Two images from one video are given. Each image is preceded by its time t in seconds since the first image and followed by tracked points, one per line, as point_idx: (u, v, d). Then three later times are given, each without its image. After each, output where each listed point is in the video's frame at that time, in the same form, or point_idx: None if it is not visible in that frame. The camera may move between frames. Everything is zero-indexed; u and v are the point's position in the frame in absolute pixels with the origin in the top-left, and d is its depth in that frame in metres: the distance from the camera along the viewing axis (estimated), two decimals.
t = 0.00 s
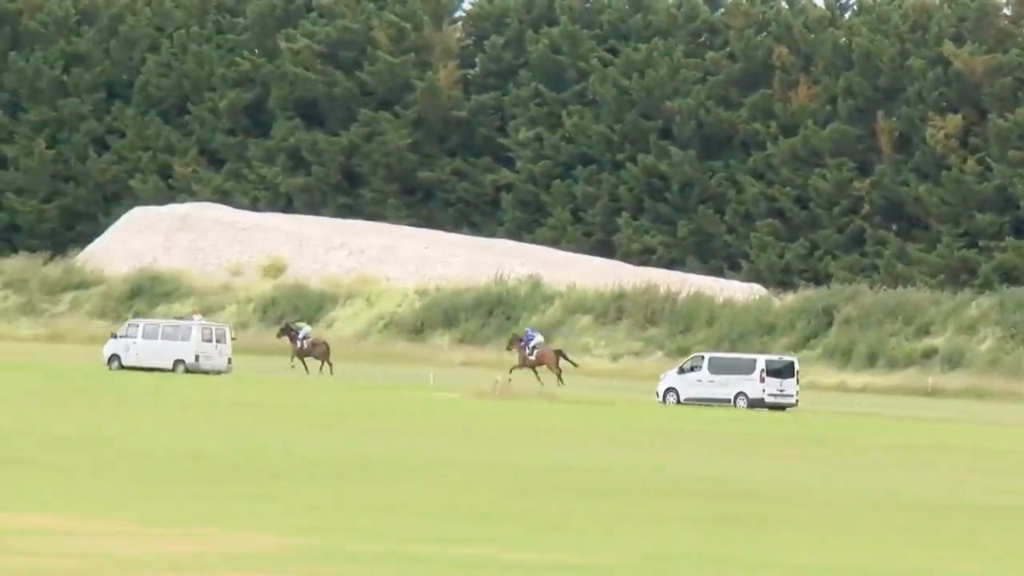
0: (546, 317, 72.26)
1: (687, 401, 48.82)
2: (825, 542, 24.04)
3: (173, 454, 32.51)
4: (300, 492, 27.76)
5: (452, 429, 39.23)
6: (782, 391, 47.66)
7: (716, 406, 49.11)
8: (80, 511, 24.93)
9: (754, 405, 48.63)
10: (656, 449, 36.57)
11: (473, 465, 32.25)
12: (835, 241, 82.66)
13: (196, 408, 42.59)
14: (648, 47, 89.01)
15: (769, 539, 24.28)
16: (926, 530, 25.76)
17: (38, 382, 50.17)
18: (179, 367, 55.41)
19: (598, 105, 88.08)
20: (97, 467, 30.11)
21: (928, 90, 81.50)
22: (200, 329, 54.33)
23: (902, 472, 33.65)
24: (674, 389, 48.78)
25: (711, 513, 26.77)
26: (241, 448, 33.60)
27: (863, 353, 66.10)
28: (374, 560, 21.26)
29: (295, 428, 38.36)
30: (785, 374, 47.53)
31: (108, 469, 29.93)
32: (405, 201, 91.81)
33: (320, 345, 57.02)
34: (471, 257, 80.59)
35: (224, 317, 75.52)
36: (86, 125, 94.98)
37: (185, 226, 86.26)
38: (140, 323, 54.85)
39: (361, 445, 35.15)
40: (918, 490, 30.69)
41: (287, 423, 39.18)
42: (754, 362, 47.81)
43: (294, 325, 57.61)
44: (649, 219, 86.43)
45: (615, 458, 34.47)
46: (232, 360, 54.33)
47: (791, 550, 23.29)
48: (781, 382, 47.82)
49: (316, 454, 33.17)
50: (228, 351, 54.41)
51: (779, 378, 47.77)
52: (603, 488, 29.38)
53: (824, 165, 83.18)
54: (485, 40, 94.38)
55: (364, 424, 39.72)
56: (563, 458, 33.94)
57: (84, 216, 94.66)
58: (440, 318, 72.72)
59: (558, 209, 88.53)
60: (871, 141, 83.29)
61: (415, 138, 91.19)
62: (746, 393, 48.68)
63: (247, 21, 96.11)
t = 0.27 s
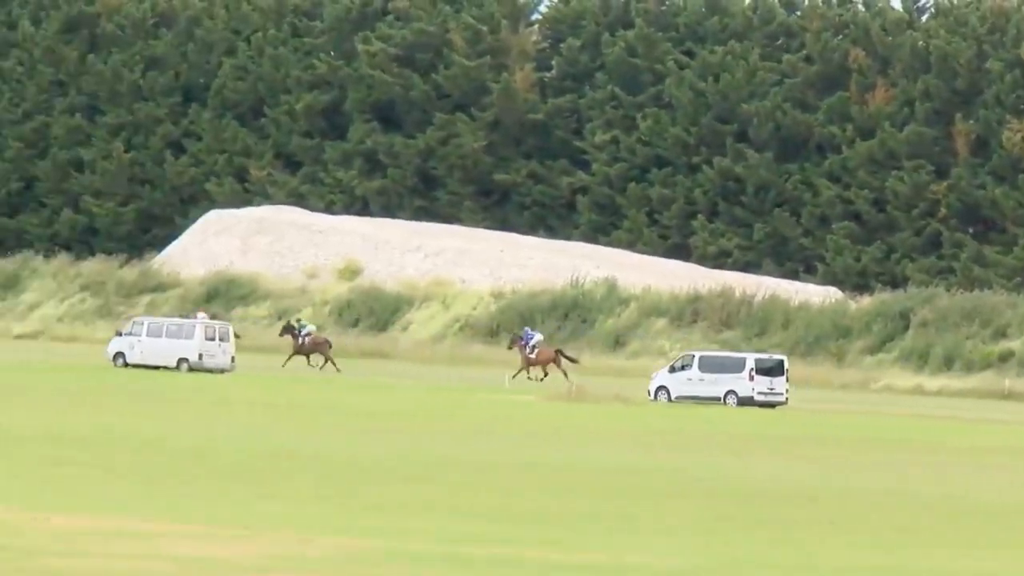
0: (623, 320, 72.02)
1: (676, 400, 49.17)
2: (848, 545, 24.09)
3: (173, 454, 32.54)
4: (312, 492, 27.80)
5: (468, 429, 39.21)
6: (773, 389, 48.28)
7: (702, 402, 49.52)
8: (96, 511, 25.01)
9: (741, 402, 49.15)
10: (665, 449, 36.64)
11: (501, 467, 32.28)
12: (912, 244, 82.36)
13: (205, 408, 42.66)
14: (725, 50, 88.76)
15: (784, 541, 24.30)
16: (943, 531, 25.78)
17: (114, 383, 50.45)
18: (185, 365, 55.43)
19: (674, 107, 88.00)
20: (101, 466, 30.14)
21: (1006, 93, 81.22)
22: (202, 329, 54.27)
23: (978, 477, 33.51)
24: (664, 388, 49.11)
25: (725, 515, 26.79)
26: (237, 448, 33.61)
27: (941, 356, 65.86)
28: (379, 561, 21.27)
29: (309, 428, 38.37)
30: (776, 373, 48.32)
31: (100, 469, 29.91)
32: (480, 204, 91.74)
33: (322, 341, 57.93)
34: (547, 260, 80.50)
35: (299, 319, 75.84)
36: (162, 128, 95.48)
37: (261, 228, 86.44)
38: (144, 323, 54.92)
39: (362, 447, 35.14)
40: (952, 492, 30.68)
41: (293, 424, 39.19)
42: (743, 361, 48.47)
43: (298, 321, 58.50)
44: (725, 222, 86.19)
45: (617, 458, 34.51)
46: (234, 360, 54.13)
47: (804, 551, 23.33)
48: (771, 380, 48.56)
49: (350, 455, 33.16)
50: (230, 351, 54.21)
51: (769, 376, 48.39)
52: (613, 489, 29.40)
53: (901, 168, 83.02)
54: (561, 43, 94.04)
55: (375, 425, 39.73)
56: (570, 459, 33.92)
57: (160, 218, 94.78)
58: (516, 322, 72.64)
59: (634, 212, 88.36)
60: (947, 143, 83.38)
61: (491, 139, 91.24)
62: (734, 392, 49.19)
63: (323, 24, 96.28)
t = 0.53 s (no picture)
0: (686, 324, 71.84)
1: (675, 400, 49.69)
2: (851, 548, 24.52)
3: (171, 454, 32.95)
4: (315, 493, 28.17)
5: (476, 431, 39.62)
6: (770, 390, 48.61)
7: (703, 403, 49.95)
8: (120, 510, 25.37)
9: (740, 402, 49.54)
10: (657, 450, 37.17)
11: (514, 469, 32.67)
12: (978, 249, 82.32)
13: (201, 409, 43.07)
14: (789, 53, 88.43)
15: (784, 543, 24.65)
16: (944, 533, 26.15)
17: (181, 387, 50.62)
18: (193, 366, 55.10)
19: (738, 112, 87.94)
20: (101, 467, 30.49)
21: None
22: (210, 328, 53.95)
23: None
24: (663, 388, 49.64)
25: (724, 518, 27.20)
26: (228, 449, 34.03)
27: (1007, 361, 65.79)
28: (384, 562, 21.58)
29: (316, 429, 38.77)
30: (774, 374, 48.51)
31: (95, 469, 30.27)
32: (544, 209, 91.71)
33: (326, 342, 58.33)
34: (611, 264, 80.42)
35: (362, 324, 76.05)
36: (226, 133, 95.61)
37: (325, 233, 86.55)
38: (152, 322, 54.62)
39: (358, 445, 35.61)
40: (967, 494, 31.01)
41: (295, 425, 39.61)
42: (741, 362, 48.70)
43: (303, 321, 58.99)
44: (789, 227, 86.04)
45: (604, 458, 35.01)
46: (242, 358, 53.83)
47: (798, 553, 23.77)
48: (767, 380, 48.81)
49: (381, 459, 33.44)
50: (238, 350, 53.90)
51: (767, 377, 48.74)
52: (607, 492, 29.80)
53: (966, 172, 83.01)
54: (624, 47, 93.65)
55: (400, 427, 40.19)
56: (567, 459, 34.36)
57: (226, 224, 94.81)
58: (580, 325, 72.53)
59: (698, 216, 88.08)
60: (1012, 147, 83.33)
61: (554, 142, 91.35)
62: (732, 392, 49.58)
63: (388, 29, 96.53)
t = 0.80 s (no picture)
0: (757, 327, 71.70)
1: (675, 396, 50.59)
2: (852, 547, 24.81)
3: (178, 452, 33.27)
4: (330, 492, 28.46)
5: (491, 432, 39.89)
6: (768, 390, 49.34)
7: (704, 401, 50.69)
8: (147, 507, 25.76)
9: (739, 401, 50.26)
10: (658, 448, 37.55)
11: (533, 469, 32.89)
12: None
13: (190, 409, 43.36)
14: (861, 57, 88.36)
15: (781, 544, 24.88)
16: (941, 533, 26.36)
17: (256, 390, 51.12)
18: (201, 367, 57.39)
19: (810, 116, 87.53)
20: (105, 466, 30.78)
21: None
22: (222, 330, 56.28)
23: None
24: (664, 385, 50.51)
25: (720, 517, 27.48)
26: (222, 448, 34.31)
27: None
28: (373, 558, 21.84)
29: (329, 429, 39.07)
30: (772, 373, 49.27)
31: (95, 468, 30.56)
32: (616, 214, 91.99)
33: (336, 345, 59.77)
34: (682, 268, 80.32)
35: (435, 327, 76.18)
36: (297, 138, 95.81)
37: (399, 237, 86.66)
38: (165, 324, 56.71)
39: (351, 446, 35.89)
40: (981, 497, 31.23)
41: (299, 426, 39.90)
42: (740, 362, 49.39)
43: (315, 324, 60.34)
44: (861, 231, 86.01)
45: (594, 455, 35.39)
46: (254, 359, 56.35)
47: (788, 552, 24.08)
48: (765, 379, 49.46)
49: (415, 459, 33.76)
50: (250, 350, 56.39)
51: (766, 376, 49.41)
52: (606, 489, 30.07)
53: None
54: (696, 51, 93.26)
55: (445, 428, 40.59)
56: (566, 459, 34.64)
57: (298, 228, 95.22)
58: (650, 328, 72.50)
59: (769, 220, 88.20)
60: None
61: (625, 146, 91.39)
62: (732, 390, 50.26)
63: (458, 33, 96.21)
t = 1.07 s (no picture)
0: (815, 333, 71.48)
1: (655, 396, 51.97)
2: (828, 545, 25.47)
3: (193, 458, 33.87)
4: (348, 494, 28.91)
5: (543, 438, 40.08)
6: (746, 389, 51.01)
7: (683, 402, 52.19)
8: (166, 512, 26.22)
9: (717, 401, 51.75)
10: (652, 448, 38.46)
11: (580, 475, 33.00)
12: None
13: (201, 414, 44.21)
14: (920, 63, 88.40)
15: (770, 544, 25.48)
16: (930, 535, 26.89)
17: (312, 396, 51.50)
18: (195, 370, 57.10)
19: (869, 123, 87.48)
20: (102, 470, 31.57)
21: None
22: (211, 332, 55.90)
23: None
24: (644, 386, 51.92)
25: (710, 517, 28.05)
26: (220, 449, 35.28)
27: None
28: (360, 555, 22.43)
29: (364, 434, 39.46)
30: (750, 372, 50.95)
31: (93, 470, 31.35)
32: (674, 221, 91.89)
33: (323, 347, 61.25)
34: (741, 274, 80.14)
35: (491, 333, 76.38)
36: (356, 144, 95.92)
37: (457, 243, 86.86)
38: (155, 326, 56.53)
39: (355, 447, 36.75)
40: (987, 500, 31.76)
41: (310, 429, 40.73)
42: (720, 361, 50.85)
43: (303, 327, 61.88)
44: (920, 238, 85.78)
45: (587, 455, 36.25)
46: (242, 361, 55.69)
47: (775, 552, 24.63)
48: (745, 379, 50.96)
49: (469, 464, 33.86)
50: (239, 352, 55.78)
51: (743, 376, 51.09)
52: (605, 489, 30.74)
53: None
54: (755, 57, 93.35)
55: (469, 432, 41.08)
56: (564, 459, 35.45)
57: (357, 234, 95.36)
58: (708, 335, 72.40)
59: (828, 227, 87.98)
60: None
61: (683, 153, 91.30)
62: (712, 391, 51.70)
63: (516, 39, 96.38)
